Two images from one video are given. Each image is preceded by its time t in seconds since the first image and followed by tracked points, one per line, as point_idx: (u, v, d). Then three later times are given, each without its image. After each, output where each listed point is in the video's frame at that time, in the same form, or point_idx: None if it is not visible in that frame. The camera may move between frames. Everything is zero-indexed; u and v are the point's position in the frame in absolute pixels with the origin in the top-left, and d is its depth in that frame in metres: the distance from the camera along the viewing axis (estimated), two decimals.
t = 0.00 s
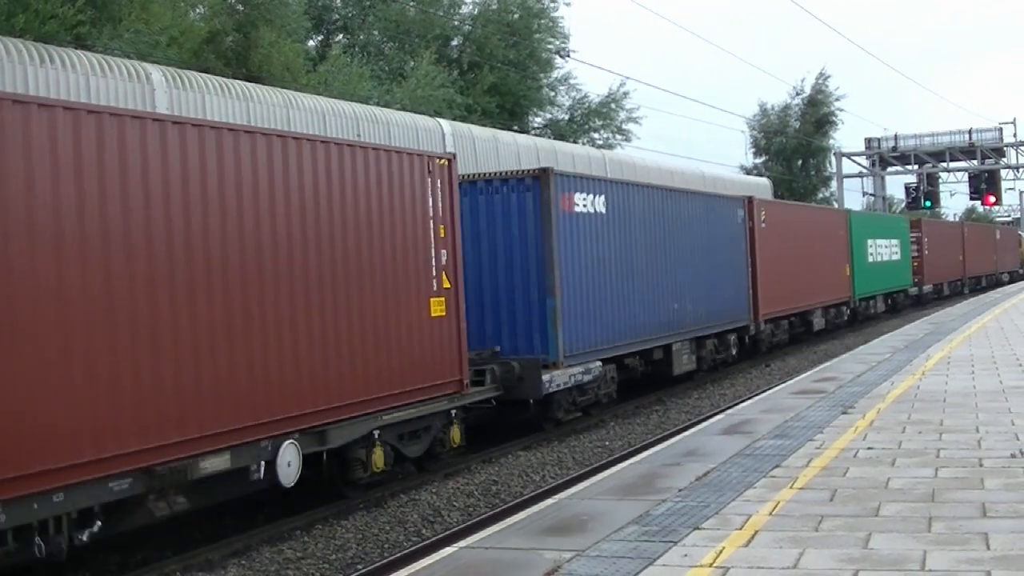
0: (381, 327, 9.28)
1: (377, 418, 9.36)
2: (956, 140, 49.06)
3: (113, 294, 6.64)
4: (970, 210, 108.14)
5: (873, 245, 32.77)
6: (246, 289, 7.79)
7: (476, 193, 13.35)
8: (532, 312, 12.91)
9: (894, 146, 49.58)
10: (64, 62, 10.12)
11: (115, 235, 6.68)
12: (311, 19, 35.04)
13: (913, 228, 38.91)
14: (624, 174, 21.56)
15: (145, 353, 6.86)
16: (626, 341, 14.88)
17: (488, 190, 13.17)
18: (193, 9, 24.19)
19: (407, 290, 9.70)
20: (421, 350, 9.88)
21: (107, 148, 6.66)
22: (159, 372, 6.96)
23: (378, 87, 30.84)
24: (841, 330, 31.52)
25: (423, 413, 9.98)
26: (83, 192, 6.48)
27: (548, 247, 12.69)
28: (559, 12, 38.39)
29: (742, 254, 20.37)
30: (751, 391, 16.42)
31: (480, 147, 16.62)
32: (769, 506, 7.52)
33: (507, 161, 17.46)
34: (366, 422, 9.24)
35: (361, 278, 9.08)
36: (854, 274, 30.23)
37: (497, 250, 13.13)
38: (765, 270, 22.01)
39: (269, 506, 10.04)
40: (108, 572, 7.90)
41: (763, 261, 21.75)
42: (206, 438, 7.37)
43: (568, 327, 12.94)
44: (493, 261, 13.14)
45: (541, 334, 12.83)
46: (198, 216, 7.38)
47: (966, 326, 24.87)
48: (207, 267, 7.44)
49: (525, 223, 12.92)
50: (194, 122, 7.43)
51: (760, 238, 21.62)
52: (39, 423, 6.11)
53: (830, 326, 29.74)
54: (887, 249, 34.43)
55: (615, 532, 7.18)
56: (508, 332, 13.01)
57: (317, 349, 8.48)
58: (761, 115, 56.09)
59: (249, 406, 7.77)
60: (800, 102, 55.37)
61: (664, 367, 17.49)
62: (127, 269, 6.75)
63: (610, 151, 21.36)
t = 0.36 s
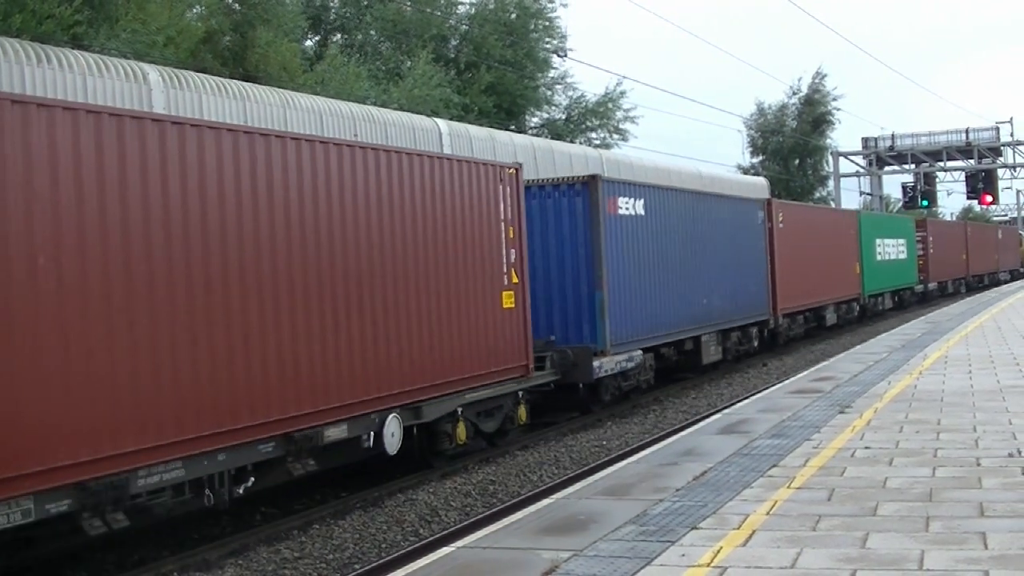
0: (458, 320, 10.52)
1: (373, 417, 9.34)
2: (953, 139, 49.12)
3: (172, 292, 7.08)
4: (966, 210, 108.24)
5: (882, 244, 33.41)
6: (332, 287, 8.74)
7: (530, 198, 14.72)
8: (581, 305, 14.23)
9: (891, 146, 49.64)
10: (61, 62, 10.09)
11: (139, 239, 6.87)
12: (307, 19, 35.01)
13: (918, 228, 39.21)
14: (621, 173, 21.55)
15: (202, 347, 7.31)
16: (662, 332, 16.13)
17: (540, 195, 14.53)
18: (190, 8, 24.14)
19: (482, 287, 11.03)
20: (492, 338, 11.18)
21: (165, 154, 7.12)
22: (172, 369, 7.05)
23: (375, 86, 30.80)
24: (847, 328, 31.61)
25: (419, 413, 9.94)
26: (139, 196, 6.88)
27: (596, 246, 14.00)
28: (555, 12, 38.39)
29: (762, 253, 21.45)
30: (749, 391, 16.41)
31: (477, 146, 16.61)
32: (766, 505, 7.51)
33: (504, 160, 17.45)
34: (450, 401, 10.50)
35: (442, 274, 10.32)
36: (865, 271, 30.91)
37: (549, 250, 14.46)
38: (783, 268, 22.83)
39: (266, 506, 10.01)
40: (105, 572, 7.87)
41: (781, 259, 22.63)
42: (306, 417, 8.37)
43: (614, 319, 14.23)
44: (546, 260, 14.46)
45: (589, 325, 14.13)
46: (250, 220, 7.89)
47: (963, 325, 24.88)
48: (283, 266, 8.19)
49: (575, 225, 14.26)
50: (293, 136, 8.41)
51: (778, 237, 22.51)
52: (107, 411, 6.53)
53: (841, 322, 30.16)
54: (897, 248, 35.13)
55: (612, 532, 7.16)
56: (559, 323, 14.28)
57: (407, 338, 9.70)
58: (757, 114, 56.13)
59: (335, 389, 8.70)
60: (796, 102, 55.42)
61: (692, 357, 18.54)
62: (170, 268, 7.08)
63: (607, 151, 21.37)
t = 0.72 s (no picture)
0: (518, 314, 11.88)
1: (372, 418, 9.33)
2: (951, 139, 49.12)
3: (287, 288, 8.32)
4: (965, 210, 108.22)
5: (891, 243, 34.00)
6: (415, 283, 10.07)
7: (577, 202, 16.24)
8: (623, 299, 15.67)
9: (890, 146, 49.67)
10: (60, 62, 10.08)
11: (239, 246, 7.83)
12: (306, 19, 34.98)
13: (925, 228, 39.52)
14: (620, 174, 21.55)
15: (311, 335, 8.55)
16: (694, 323, 17.53)
17: (587, 199, 16.06)
18: (188, 9, 24.09)
19: (541, 284, 12.45)
20: (545, 331, 12.56)
21: (284, 168, 8.35)
22: (219, 362, 7.56)
23: (374, 86, 30.76)
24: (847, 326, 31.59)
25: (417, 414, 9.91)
26: (262, 206, 8.11)
27: (637, 247, 15.46)
28: (554, 12, 38.39)
29: (780, 252, 22.67)
30: (748, 391, 16.40)
31: (476, 146, 16.60)
32: (766, 505, 7.51)
33: (503, 160, 17.44)
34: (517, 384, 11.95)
35: (509, 274, 11.76)
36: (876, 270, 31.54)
37: (595, 248, 15.92)
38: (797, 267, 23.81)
39: (265, 506, 10.00)
40: (105, 572, 7.86)
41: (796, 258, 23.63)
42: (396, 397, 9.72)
43: (654, 312, 15.65)
44: (592, 257, 15.92)
45: (631, 317, 15.57)
46: (337, 222, 8.99)
47: (962, 325, 24.87)
48: (375, 265, 9.48)
49: (620, 226, 15.73)
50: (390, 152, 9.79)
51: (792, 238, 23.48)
52: (239, 388, 7.76)
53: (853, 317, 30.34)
54: (906, 249, 35.89)
55: (612, 532, 7.16)
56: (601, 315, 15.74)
57: (481, 330, 11.15)
58: (756, 114, 56.14)
59: (418, 373, 10.04)
60: (795, 102, 55.44)
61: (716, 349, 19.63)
62: (271, 267, 8.14)
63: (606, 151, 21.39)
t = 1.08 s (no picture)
0: (575, 311, 13.12)
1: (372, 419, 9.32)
2: (952, 138, 49.11)
3: (398, 282, 9.63)
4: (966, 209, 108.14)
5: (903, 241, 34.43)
6: (496, 281, 11.36)
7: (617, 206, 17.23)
8: (660, 294, 16.66)
9: (890, 145, 49.68)
10: (60, 63, 10.07)
11: (358, 246, 9.12)
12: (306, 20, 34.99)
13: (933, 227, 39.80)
14: (620, 173, 21.54)
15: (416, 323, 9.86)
16: (724, 318, 18.44)
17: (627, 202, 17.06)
18: (188, 9, 24.08)
19: (597, 281, 13.77)
20: (599, 324, 13.83)
21: (395, 177, 9.70)
22: (344, 345, 8.82)
23: (374, 86, 30.79)
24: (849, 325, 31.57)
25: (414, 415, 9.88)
26: (378, 211, 9.43)
27: (673, 244, 16.48)
28: (554, 12, 38.41)
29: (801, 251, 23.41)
30: (748, 390, 16.39)
31: (476, 146, 16.60)
32: (766, 505, 7.51)
33: (503, 160, 17.44)
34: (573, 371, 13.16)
35: (571, 270, 13.08)
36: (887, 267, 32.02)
37: (635, 248, 16.91)
38: (818, 263, 24.56)
39: (265, 506, 10.00)
40: (106, 572, 7.86)
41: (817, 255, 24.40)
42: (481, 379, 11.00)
43: (689, 307, 16.61)
44: (631, 256, 16.91)
45: (669, 311, 16.54)
46: (432, 225, 10.26)
47: (963, 324, 24.82)
48: (464, 263, 10.81)
49: (656, 226, 16.76)
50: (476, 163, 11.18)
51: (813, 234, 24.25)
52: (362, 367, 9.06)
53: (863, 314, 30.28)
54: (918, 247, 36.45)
55: (613, 532, 7.16)
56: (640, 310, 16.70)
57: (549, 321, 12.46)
58: (756, 114, 56.16)
59: (493, 358, 11.27)
60: (795, 101, 55.45)
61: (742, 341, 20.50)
62: (382, 264, 9.43)
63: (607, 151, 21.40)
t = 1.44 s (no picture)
0: (619, 305, 14.45)
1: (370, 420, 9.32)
2: (951, 140, 49.14)
3: (476, 277, 11.04)
4: (965, 210, 108.24)
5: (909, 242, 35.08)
6: (555, 276, 12.73)
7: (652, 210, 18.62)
8: (692, 290, 18.05)
9: (889, 146, 49.71)
10: (59, 63, 10.08)
11: (446, 245, 10.56)
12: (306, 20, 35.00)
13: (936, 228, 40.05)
14: (619, 174, 21.56)
15: (488, 315, 11.19)
16: (749, 314, 19.72)
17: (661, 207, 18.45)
18: (188, 9, 24.10)
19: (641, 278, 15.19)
20: (643, 316, 15.24)
21: (471, 184, 11.10)
22: (438, 331, 10.27)
23: (373, 87, 30.81)
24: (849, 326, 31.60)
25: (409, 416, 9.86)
26: (461, 214, 10.87)
27: (704, 245, 17.85)
28: (553, 13, 38.42)
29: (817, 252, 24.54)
30: (747, 391, 16.40)
31: (476, 146, 16.60)
32: (765, 506, 7.51)
33: (502, 161, 17.45)
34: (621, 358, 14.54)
35: (621, 266, 14.52)
36: (896, 267, 32.78)
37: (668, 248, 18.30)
38: (831, 264, 25.64)
39: (264, 506, 10.00)
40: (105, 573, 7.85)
41: (831, 254, 25.47)
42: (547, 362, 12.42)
43: (717, 302, 17.93)
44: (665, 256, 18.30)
45: (700, 306, 17.93)
46: (503, 226, 11.66)
47: (962, 326, 24.84)
48: (529, 260, 12.15)
49: (689, 229, 18.19)
50: (542, 172, 12.62)
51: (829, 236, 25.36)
52: (452, 350, 10.50)
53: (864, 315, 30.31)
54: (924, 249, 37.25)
55: (612, 533, 7.17)
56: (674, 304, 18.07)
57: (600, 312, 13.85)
58: (756, 115, 56.21)
59: (554, 347, 12.62)
60: (795, 102, 55.49)
61: (763, 337, 21.58)
62: (465, 261, 10.87)
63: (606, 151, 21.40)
